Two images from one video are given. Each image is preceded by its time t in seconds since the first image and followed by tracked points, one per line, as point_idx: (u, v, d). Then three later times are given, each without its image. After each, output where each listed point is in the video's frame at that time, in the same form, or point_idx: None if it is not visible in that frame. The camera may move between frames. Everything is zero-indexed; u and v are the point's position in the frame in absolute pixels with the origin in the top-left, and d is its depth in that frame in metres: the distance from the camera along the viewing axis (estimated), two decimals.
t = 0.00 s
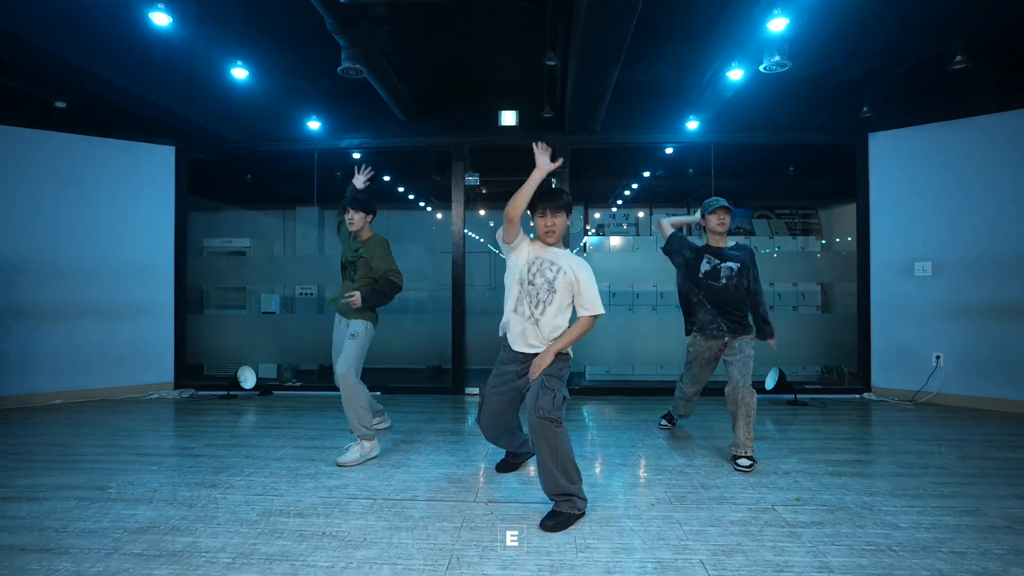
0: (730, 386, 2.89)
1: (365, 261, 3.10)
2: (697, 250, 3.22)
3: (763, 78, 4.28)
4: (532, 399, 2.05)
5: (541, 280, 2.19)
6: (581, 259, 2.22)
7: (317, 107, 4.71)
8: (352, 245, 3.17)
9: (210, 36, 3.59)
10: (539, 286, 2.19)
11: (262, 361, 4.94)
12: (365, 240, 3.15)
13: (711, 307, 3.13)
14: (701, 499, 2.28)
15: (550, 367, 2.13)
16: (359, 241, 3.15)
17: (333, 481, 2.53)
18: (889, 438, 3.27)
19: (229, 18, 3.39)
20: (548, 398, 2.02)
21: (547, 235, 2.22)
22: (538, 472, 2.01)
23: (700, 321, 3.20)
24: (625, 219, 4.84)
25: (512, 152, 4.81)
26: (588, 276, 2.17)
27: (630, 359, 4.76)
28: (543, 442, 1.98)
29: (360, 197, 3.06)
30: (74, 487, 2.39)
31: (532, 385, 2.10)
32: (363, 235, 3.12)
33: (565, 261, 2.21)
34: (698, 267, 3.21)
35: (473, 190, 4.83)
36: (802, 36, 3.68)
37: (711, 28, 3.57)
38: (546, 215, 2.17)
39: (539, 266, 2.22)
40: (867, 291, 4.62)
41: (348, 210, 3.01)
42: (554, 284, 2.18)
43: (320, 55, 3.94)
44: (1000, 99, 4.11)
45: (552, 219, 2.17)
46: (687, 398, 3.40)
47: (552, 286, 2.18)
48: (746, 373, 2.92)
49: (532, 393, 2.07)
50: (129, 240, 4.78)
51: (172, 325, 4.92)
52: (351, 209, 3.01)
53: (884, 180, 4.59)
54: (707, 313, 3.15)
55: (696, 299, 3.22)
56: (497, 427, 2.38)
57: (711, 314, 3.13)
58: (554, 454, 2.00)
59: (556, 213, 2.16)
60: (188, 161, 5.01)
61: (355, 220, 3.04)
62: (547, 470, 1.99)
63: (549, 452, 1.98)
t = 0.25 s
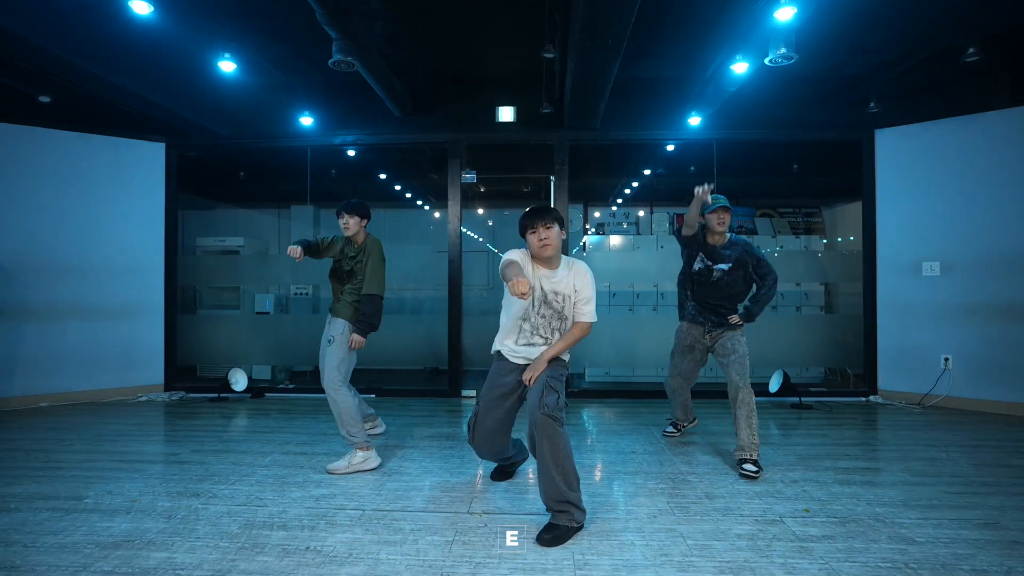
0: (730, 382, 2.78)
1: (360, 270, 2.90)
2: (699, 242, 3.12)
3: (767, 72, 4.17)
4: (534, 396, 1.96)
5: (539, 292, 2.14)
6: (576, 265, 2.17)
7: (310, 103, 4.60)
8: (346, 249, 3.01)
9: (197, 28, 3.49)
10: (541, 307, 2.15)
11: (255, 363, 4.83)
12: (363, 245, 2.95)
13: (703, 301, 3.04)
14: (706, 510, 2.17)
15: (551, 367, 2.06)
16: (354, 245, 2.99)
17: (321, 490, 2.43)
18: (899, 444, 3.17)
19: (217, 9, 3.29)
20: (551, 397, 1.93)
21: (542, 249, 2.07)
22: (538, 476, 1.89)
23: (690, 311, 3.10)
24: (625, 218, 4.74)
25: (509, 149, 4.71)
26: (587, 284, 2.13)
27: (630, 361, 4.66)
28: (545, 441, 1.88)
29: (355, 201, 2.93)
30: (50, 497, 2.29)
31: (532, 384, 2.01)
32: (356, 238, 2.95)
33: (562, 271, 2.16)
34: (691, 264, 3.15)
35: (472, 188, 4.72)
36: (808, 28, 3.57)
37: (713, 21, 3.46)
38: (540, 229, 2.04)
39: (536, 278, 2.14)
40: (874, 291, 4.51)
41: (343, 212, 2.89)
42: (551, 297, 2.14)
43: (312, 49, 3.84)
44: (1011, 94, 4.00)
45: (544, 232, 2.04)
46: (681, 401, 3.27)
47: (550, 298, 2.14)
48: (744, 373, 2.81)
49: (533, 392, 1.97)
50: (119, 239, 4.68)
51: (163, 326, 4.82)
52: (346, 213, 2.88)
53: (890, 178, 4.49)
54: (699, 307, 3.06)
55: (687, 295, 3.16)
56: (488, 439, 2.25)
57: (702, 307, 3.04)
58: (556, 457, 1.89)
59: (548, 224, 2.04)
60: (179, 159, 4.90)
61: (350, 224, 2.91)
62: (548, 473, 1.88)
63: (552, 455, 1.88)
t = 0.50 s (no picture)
0: (731, 387, 2.73)
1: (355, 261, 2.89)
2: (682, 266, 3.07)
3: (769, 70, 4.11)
4: (533, 410, 1.88)
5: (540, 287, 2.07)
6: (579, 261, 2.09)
7: (306, 101, 4.54)
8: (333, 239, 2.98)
9: (190, 24, 3.42)
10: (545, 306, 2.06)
11: (250, 365, 4.77)
12: (354, 236, 2.93)
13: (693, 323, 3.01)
14: (709, 518, 2.11)
15: (552, 377, 1.97)
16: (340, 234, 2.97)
17: (313, 497, 2.37)
18: (905, 448, 3.11)
19: (209, 5, 3.23)
20: (551, 411, 1.85)
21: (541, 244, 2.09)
22: (534, 489, 1.83)
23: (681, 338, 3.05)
24: (625, 218, 4.71)
25: (508, 149, 4.65)
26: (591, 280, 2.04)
27: (631, 363, 4.60)
28: (543, 457, 1.80)
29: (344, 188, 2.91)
30: (36, 504, 2.23)
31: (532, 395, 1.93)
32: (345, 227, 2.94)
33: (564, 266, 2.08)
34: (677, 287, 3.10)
35: (469, 188, 4.67)
36: (812, 25, 3.51)
37: (715, 17, 3.40)
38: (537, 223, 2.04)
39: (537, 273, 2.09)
40: (878, 293, 4.45)
41: (334, 198, 2.86)
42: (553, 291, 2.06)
43: (307, 47, 3.78)
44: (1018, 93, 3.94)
45: (541, 227, 2.05)
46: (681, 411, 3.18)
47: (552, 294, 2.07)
48: (744, 378, 2.75)
49: (533, 404, 1.89)
50: (112, 239, 4.62)
51: (158, 327, 4.76)
52: (335, 199, 2.86)
53: (894, 177, 4.43)
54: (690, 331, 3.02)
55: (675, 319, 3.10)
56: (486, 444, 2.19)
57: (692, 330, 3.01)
58: (554, 472, 1.82)
59: (545, 218, 2.03)
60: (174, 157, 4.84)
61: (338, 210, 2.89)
62: (546, 488, 1.81)
63: (550, 470, 1.81)
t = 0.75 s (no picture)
0: (732, 387, 2.74)
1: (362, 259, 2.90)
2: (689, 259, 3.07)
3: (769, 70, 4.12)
4: (542, 403, 1.90)
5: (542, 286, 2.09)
6: (582, 258, 2.10)
7: (307, 101, 4.54)
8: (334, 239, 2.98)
9: (191, 24, 3.43)
10: (551, 308, 2.08)
11: (251, 365, 4.78)
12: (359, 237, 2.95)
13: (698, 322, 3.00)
14: (709, 518, 2.12)
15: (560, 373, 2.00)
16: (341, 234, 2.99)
17: (315, 496, 2.37)
18: (905, 448, 3.11)
19: (210, 5, 3.23)
20: (561, 405, 1.88)
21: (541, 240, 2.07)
22: (540, 482, 1.85)
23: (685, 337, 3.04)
24: (625, 218, 4.71)
25: (509, 149, 4.65)
26: (594, 275, 2.05)
27: (631, 363, 4.60)
28: (552, 450, 1.83)
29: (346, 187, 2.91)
30: (38, 504, 2.23)
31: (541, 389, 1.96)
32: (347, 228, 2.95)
33: (566, 265, 2.09)
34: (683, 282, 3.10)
35: (470, 188, 4.67)
36: (811, 26, 3.51)
37: (715, 17, 3.40)
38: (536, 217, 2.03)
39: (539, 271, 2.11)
40: (878, 293, 4.46)
41: (335, 198, 2.85)
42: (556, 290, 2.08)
43: (308, 47, 3.79)
44: (1017, 93, 3.95)
45: (541, 220, 2.03)
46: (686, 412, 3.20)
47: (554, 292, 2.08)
48: (744, 378, 2.75)
49: (543, 398, 1.92)
50: (112, 239, 4.62)
51: (158, 327, 4.76)
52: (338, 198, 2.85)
53: (894, 178, 4.43)
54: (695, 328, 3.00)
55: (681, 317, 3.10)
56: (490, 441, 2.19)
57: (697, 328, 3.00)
58: (562, 466, 1.84)
59: (545, 213, 2.03)
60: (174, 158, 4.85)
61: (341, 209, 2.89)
62: (553, 481, 1.83)
63: (559, 464, 1.83)
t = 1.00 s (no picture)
0: (726, 386, 2.79)
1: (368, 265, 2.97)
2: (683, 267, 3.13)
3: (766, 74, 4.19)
4: (543, 403, 1.97)
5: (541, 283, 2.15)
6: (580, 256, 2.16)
7: (312, 105, 4.62)
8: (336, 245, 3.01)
9: (199, 30, 3.50)
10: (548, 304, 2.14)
11: (255, 364, 4.84)
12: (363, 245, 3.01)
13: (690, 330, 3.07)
14: (706, 510, 2.18)
15: (559, 371, 2.04)
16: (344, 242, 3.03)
17: (323, 491, 2.44)
18: (898, 444, 3.18)
19: (218, 11, 3.30)
20: (560, 404, 1.93)
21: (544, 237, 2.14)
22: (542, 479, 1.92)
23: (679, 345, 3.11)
24: (625, 219, 4.77)
25: (511, 152, 4.70)
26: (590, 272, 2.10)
27: (631, 362, 4.67)
28: (553, 449, 1.90)
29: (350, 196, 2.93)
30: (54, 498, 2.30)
31: (542, 388, 2.02)
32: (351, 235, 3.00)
33: (564, 262, 2.16)
34: (675, 288, 3.15)
35: (472, 190, 4.73)
36: (808, 31, 3.59)
37: (713, 23, 3.47)
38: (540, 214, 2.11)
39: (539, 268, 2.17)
40: (874, 293, 4.53)
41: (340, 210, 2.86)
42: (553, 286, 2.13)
43: (313, 52, 3.86)
44: (1009, 97, 4.02)
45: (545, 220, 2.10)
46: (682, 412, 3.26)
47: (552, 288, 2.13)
48: (739, 376, 2.81)
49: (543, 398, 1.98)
50: (119, 241, 4.69)
51: (165, 326, 4.83)
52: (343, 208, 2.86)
53: (889, 180, 4.51)
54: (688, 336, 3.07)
55: (672, 325, 3.15)
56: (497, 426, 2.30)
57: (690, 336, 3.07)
58: (563, 463, 1.91)
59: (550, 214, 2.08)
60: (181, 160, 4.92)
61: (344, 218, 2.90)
62: (555, 478, 1.90)
63: (562, 462, 1.90)
